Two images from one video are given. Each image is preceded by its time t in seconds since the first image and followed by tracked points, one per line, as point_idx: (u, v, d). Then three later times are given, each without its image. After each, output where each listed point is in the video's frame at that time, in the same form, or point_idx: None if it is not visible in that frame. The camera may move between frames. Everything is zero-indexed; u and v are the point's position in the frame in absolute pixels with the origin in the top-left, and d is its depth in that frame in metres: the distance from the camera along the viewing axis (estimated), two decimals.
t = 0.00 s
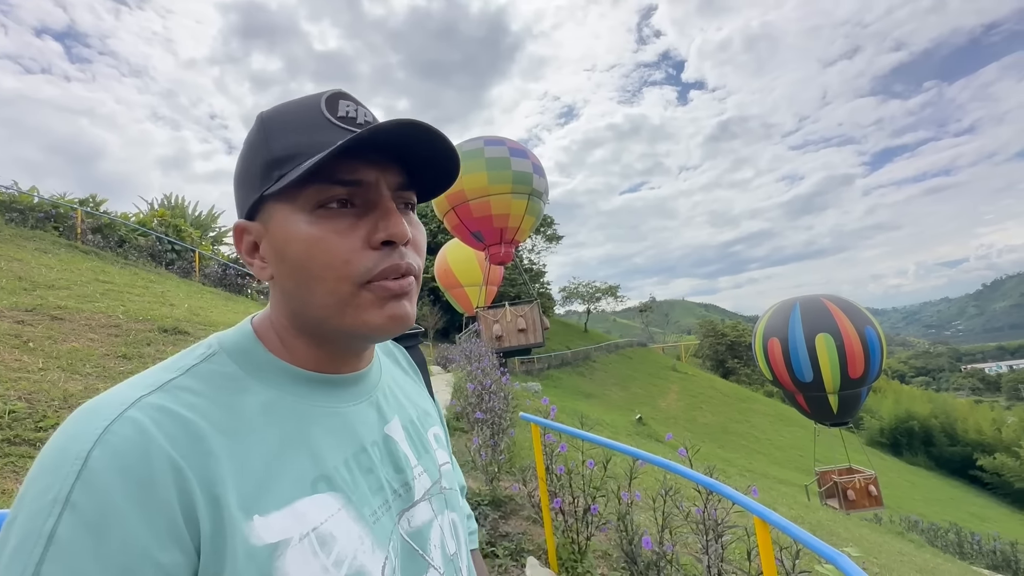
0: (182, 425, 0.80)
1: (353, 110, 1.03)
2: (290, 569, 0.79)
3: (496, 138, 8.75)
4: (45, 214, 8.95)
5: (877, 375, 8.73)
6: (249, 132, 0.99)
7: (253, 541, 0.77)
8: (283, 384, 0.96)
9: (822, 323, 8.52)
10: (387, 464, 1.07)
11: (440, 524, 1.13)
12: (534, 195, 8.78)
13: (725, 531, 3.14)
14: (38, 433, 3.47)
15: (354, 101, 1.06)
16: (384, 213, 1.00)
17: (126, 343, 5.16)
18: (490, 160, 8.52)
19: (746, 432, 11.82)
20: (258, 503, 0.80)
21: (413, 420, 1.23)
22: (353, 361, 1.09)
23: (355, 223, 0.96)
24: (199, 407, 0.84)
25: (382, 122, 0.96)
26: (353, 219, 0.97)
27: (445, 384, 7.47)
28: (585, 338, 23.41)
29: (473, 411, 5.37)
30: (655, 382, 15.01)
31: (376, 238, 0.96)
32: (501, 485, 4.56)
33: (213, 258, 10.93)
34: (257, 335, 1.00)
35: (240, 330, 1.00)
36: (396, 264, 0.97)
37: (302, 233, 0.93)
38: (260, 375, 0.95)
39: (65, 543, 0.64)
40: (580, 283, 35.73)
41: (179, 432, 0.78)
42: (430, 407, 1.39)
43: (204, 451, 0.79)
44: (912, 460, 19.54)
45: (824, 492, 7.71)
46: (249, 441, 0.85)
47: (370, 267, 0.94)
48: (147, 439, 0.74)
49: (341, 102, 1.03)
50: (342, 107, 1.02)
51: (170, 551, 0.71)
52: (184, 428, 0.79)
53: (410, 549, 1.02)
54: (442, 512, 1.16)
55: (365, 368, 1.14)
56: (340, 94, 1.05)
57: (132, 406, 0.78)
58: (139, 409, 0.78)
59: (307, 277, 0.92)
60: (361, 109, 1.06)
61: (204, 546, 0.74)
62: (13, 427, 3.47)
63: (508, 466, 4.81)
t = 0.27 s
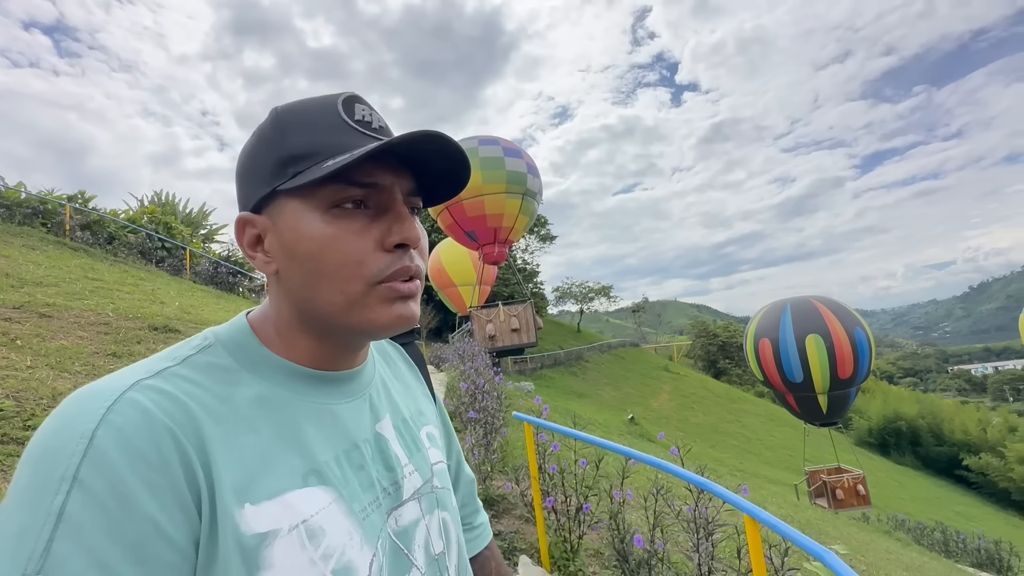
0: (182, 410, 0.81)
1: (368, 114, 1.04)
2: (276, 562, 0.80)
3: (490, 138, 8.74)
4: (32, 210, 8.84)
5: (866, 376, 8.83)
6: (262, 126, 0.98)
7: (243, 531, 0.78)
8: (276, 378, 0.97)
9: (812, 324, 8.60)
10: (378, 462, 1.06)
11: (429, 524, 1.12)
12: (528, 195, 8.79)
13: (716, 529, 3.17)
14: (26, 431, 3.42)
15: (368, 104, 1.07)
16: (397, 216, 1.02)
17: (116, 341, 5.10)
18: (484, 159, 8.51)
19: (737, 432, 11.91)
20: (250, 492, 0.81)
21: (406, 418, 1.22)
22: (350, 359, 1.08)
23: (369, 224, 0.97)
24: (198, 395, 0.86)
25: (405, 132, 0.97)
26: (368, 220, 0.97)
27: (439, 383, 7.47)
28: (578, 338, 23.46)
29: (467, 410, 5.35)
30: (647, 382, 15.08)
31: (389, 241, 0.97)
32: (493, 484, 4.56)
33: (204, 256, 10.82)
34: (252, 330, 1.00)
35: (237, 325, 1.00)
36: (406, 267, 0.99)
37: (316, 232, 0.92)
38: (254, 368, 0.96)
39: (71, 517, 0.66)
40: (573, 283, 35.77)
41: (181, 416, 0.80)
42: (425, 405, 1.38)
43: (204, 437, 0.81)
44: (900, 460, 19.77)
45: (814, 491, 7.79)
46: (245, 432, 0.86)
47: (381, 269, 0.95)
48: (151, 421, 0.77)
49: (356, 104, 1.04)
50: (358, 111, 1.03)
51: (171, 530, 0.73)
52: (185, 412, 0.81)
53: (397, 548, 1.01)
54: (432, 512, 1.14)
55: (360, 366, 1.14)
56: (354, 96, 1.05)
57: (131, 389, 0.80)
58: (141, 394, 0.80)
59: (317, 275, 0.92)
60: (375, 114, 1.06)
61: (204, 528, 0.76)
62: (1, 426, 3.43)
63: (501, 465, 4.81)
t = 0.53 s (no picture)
0: (215, 407, 0.79)
1: (386, 112, 1.05)
2: (310, 563, 0.78)
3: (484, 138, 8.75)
4: (19, 207, 8.72)
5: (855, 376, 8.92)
6: (283, 117, 0.96)
7: (279, 532, 0.77)
8: (293, 376, 0.95)
9: (803, 325, 8.70)
10: (388, 461, 1.06)
11: (435, 521, 1.12)
12: (521, 195, 8.81)
13: (708, 527, 3.19)
14: (14, 431, 3.36)
15: (382, 103, 1.08)
16: (421, 209, 1.02)
17: (105, 340, 5.04)
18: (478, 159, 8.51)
19: (727, 432, 12.00)
20: (282, 493, 0.80)
21: (410, 416, 1.22)
22: (360, 356, 1.07)
23: (398, 216, 0.97)
24: (227, 392, 0.83)
25: (434, 128, 0.98)
26: (396, 211, 0.97)
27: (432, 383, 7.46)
28: (570, 338, 23.50)
29: (460, 410, 5.34)
30: (639, 382, 15.14)
31: (416, 234, 0.98)
32: (486, 484, 4.56)
33: (194, 254, 10.72)
34: (265, 327, 0.98)
35: (247, 320, 0.97)
36: (431, 259, 1.00)
37: (347, 223, 0.91)
38: (273, 365, 0.93)
39: (120, 521, 0.64)
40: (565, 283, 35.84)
41: (217, 414, 0.78)
42: (424, 403, 1.37)
43: (238, 436, 0.79)
44: (887, 459, 20.02)
45: (804, 490, 7.86)
46: (272, 431, 0.85)
47: (412, 259, 0.96)
48: (189, 419, 0.74)
49: (374, 101, 1.04)
50: (377, 107, 1.03)
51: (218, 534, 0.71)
52: (218, 410, 0.79)
53: (409, 546, 1.01)
54: (438, 509, 1.15)
55: (366, 365, 1.13)
56: (370, 95, 1.05)
57: (162, 386, 0.76)
58: (175, 390, 0.76)
59: (348, 266, 0.92)
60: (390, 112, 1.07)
61: (246, 530, 0.75)
62: None
63: (495, 464, 4.82)
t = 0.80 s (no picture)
0: (249, 401, 0.78)
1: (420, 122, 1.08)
2: (340, 553, 0.78)
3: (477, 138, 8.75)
4: (4, 204, 8.59)
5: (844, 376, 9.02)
6: (327, 112, 0.96)
7: (312, 525, 0.76)
8: (316, 367, 0.94)
9: (793, 325, 8.77)
10: (402, 456, 1.06)
11: (442, 515, 1.13)
12: (515, 195, 8.82)
13: (701, 525, 3.21)
14: (1, 431, 3.30)
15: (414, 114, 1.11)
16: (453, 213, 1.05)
17: (94, 339, 4.97)
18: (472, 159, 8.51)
19: (718, 432, 12.09)
20: (313, 487, 0.79)
21: (418, 411, 1.22)
22: (376, 350, 1.07)
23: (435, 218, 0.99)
24: (258, 384, 0.82)
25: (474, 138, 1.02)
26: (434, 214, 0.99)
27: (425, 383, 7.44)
28: (563, 338, 23.55)
29: (454, 409, 5.31)
30: (630, 382, 15.19)
31: (452, 236, 1.00)
32: (480, 483, 4.56)
33: (184, 253, 10.61)
34: (284, 322, 0.96)
35: (267, 314, 0.95)
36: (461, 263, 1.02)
37: (392, 220, 0.93)
38: (297, 359, 0.93)
39: (163, 515, 0.63)
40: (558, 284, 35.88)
41: (252, 407, 0.77)
42: (427, 398, 1.37)
43: (271, 430, 0.78)
44: (875, 459, 20.25)
45: (794, 489, 7.94)
46: (302, 424, 0.84)
47: (448, 261, 0.98)
48: (225, 412, 0.73)
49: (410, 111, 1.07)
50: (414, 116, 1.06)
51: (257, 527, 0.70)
52: (253, 404, 0.78)
53: (423, 539, 1.02)
54: (444, 504, 1.15)
55: (376, 362, 1.12)
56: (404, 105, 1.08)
57: (196, 379, 0.75)
58: (210, 383, 0.76)
59: (389, 261, 0.92)
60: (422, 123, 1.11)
61: (283, 524, 0.74)
62: None
63: (488, 464, 4.82)
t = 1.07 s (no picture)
0: (247, 391, 0.77)
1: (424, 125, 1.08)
2: (339, 539, 0.78)
3: (470, 138, 8.75)
4: None
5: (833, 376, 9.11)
6: (329, 110, 0.96)
7: (309, 509, 0.76)
8: (318, 358, 0.95)
9: (783, 326, 8.86)
10: (407, 446, 1.06)
11: (447, 507, 1.13)
12: (508, 195, 8.83)
13: (694, 523, 3.23)
14: None
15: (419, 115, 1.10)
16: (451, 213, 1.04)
17: (83, 339, 4.90)
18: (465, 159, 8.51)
19: (709, 432, 12.16)
20: (313, 473, 0.79)
21: (421, 405, 1.22)
22: (376, 343, 1.07)
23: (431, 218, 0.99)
24: (257, 374, 0.82)
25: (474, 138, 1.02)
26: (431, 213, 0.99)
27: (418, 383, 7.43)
28: (555, 338, 23.59)
29: (446, 408, 5.26)
30: (622, 382, 15.24)
31: (447, 235, 1.00)
32: (475, 483, 4.57)
33: (174, 253, 10.50)
34: (288, 315, 0.97)
35: (268, 307, 0.95)
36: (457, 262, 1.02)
37: (389, 217, 0.93)
38: (299, 350, 0.93)
39: (153, 502, 0.62)
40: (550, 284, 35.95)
41: (249, 397, 0.77)
42: (430, 394, 1.38)
43: (271, 419, 0.78)
44: (863, 458, 20.49)
45: (784, 488, 8.02)
46: (302, 413, 0.83)
47: (443, 261, 0.98)
48: (221, 401, 0.73)
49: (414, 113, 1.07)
50: (416, 118, 1.06)
51: (251, 512, 0.69)
52: (251, 393, 0.78)
53: (427, 528, 1.02)
54: (449, 495, 1.16)
55: (380, 354, 1.13)
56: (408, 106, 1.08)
57: (194, 369, 0.75)
58: (207, 374, 0.75)
59: (385, 257, 0.93)
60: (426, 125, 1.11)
61: (277, 512, 0.73)
62: None
63: (483, 464, 4.82)
